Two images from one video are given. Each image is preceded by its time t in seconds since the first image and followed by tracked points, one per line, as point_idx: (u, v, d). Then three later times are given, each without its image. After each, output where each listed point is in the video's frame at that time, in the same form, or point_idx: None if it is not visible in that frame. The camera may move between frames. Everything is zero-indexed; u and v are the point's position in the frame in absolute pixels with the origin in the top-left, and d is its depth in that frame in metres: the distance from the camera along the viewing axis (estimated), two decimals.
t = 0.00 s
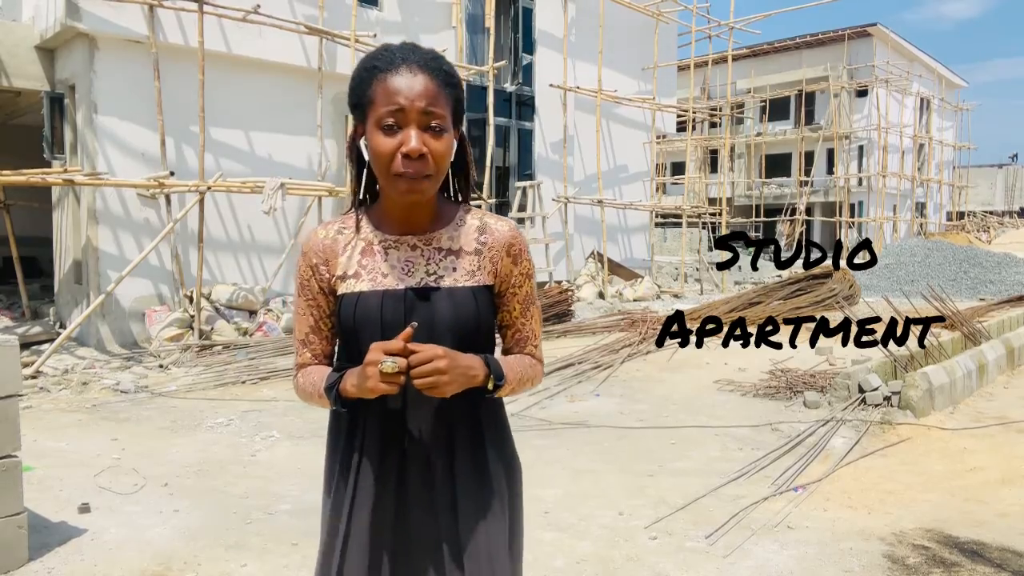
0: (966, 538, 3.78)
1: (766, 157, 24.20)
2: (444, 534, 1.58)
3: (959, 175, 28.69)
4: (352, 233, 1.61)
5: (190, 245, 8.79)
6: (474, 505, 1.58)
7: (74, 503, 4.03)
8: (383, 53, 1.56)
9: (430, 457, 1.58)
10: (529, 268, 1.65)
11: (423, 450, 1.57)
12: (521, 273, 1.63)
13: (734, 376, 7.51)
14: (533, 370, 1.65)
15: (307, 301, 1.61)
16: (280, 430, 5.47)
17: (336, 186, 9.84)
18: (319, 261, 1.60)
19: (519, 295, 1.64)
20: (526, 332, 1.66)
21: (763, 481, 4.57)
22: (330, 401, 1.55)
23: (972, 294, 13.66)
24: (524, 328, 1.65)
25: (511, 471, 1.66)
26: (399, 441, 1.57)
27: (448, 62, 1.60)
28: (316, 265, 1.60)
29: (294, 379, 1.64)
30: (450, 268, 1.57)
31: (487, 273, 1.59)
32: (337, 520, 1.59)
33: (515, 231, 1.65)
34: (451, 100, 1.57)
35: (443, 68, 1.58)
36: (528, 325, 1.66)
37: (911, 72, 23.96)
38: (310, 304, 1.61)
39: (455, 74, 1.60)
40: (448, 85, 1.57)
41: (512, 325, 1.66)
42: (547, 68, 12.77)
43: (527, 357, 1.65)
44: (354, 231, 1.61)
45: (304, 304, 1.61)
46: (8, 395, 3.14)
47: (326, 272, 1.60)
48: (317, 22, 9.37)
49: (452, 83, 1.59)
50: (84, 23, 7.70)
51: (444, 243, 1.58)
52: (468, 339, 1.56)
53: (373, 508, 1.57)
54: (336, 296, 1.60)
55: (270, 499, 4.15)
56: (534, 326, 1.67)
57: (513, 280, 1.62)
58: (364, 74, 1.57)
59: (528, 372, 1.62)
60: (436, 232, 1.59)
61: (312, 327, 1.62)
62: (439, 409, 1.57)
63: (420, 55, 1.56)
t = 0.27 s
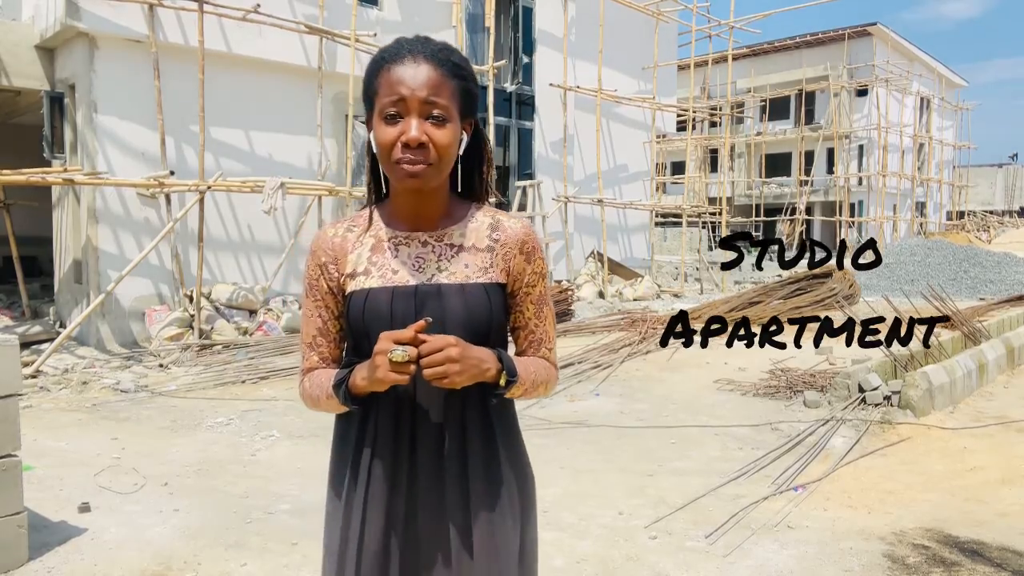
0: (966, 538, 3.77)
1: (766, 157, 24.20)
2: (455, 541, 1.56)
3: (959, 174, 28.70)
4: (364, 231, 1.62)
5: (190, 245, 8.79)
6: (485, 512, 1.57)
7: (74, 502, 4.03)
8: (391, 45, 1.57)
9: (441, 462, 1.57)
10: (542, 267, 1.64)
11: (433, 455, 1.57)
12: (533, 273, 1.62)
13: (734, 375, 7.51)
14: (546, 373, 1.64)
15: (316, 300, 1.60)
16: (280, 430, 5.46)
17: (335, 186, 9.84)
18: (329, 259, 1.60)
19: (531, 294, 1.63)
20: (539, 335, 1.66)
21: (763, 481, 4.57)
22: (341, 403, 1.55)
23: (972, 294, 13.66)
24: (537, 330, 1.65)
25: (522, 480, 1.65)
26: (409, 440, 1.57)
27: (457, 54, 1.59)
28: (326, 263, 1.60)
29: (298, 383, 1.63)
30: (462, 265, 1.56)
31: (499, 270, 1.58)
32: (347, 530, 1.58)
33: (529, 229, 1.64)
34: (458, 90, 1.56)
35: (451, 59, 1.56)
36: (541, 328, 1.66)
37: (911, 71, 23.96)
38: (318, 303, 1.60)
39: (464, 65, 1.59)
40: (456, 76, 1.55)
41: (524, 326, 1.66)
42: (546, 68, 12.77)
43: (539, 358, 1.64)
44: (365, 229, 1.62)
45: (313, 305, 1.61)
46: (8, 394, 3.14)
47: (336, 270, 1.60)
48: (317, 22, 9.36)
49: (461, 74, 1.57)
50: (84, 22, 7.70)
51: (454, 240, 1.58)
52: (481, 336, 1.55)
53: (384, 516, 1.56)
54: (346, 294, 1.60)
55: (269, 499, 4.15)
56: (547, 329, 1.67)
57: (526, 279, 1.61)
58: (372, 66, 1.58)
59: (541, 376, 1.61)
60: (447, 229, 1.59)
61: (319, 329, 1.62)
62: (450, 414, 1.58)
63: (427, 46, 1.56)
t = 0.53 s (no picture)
0: (966, 539, 3.77)
1: (766, 157, 24.20)
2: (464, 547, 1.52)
3: (959, 175, 28.71)
4: (375, 230, 1.63)
5: (190, 245, 8.79)
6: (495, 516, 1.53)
7: (74, 503, 4.03)
8: (401, 45, 1.58)
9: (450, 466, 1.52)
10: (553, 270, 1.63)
11: (441, 459, 1.51)
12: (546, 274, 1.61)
13: (734, 376, 7.51)
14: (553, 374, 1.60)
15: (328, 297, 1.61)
16: (280, 430, 5.46)
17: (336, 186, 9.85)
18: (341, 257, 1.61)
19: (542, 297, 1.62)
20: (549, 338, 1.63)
21: (763, 481, 4.57)
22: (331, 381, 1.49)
23: (972, 294, 13.65)
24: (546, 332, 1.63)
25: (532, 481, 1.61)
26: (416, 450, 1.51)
27: (468, 52, 1.60)
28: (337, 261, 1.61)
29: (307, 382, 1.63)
30: (473, 262, 1.56)
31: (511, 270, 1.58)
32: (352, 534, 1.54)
33: (539, 231, 1.64)
34: (465, 87, 1.55)
35: (459, 57, 1.57)
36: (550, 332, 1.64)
37: (911, 72, 23.96)
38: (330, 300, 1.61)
39: (473, 63, 1.59)
40: (463, 73, 1.55)
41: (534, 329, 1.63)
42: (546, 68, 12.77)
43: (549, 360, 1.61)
44: (376, 228, 1.63)
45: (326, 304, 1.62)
46: (8, 394, 3.14)
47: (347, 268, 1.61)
48: (317, 22, 9.36)
49: (469, 72, 1.57)
50: (84, 22, 7.70)
51: (465, 238, 1.58)
52: (493, 335, 1.54)
53: (390, 521, 1.51)
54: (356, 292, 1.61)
55: (270, 499, 4.15)
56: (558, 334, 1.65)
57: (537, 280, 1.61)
58: (383, 66, 1.60)
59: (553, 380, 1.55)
60: (458, 227, 1.59)
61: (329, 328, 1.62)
62: (460, 415, 1.53)
63: (436, 45, 1.57)
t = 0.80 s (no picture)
0: (966, 539, 3.78)
1: (766, 157, 24.20)
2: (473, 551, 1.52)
3: (959, 175, 28.72)
4: (383, 231, 1.61)
5: (190, 245, 8.79)
6: (503, 517, 1.54)
7: (74, 503, 4.03)
8: (416, 44, 1.56)
9: (462, 468, 1.52)
10: (559, 272, 1.66)
11: (452, 462, 1.51)
12: (553, 275, 1.64)
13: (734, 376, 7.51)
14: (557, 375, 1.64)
15: (335, 299, 1.59)
16: (280, 430, 5.47)
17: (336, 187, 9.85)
18: (348, 258, 1.59)
19: (549, 299, 1.64)
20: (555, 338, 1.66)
21: (763, 481, 4.57)
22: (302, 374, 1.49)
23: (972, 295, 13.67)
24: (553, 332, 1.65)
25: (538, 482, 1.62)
26: (427, 451, 1.51)
27: (483, 53, 1.59)
28: (345, 262, 1.59)
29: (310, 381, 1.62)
30: (485, 264, 1.55)
31: (521, 272, 1.59)
32: (358, 536, 1.53)
33: (548, 234, 1.66)
34: (482, 91, 1.55)
35: (475, 59, 1.56)
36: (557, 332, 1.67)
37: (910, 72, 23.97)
38: (336, 302, 1.59)
39: (488, 67, 1.58)
40: (480, 77, 1.55)
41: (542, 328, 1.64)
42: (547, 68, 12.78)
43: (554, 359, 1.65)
44: (384, 229, 1.61)
45: (333, 305, 1.60)
46: (8, 394, 3.15)
47: (354, 268, 1.59)
48: (317, 22, 9.37)
49: (485, 75, 1.56)
50: (84, 23, 7.70)
51: (477, 239, 1.58)
52: (504, 337, 1.53)
53: (399, 522, 1.51)
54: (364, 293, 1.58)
55: (270, 499, 4.15)
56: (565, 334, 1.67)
57: (546, 282, 1.63)
58: (396, 65, 1.58)
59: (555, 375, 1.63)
60: (470, 229, 1.59)
61: (335, 329, 1.60)
62: (471, 417, 1.52)
63: (453, 45, 1.55)
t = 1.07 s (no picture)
0: (966, 538, 3.77)
1: (766, 157, 24.19)
2: (481, 553, 1.52)
3: (959, 174, 28.73)
4: (390, 231, 1.59)
5: (190, 245, 8.79)
6: (509, 517, 1.55)
7: (74, 503, 4.03)
8: (429, 46, 1.54)
9: (470, 470, 1.52)
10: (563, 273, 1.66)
11: (461, 465, 1.51)
12: (556, 277, 1.63)
13: (734, 376, 7.51)
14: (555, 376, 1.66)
15: (341, 299, 1.58)
16: (280, 430, 5.46)
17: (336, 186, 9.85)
18: (355, 257, 1.57)
19: (553, 301, 1.64)
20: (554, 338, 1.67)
21: (763, 481, 4.57)
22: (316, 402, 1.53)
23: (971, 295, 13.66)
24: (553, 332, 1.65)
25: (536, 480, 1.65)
26: (433, 454, 1.51)
27: (495, 56, 1.57)
28: (351, 261, 1.57)
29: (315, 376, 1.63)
30: (491, 266, 1.55)
31: (527, 274, 1.58)
32: (368, 539, 1.53)
33: (553, 235, 1.65)
34: (496, 95, 1.53)
35: (489, 63, 1.54)
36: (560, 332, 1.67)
37: (911, 72, 23.96)
38: (343, 302, 1.58)
39: (501, 70, 1.57)
40: (495, 81, 1.53)
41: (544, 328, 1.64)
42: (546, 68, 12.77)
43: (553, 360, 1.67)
44: (391, 228, 1.59)
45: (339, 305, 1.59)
46: (8, 394, 3.14)
47: (360, 269, 1.57)
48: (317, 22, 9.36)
49: (499, 79, 1.55)
50: (84, 22, 7.70)
51: (484, 242, 1.56)
52: (511, 340, 1.53)
53: (409, 524, 1.51)
54: (370, 294, 1.57)
55: (269, 499, 4.15)
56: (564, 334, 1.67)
57: (550, 284, 1.63)
58: (409, 66, 1.55)
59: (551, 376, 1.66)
60: (477, 230, 1.58)
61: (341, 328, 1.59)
62: (478, 419, 1.52)
63: (468, 48, 1.53)
